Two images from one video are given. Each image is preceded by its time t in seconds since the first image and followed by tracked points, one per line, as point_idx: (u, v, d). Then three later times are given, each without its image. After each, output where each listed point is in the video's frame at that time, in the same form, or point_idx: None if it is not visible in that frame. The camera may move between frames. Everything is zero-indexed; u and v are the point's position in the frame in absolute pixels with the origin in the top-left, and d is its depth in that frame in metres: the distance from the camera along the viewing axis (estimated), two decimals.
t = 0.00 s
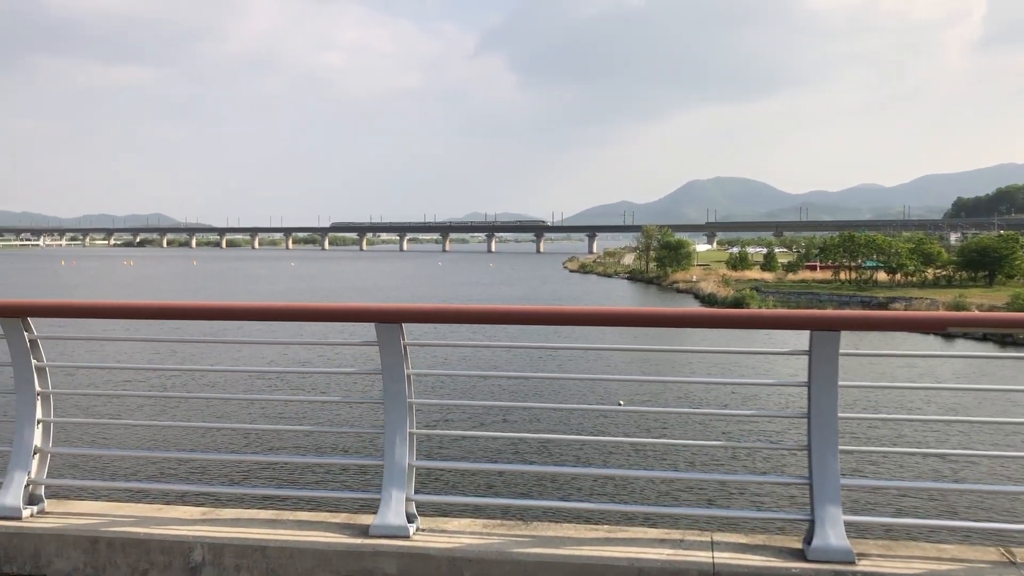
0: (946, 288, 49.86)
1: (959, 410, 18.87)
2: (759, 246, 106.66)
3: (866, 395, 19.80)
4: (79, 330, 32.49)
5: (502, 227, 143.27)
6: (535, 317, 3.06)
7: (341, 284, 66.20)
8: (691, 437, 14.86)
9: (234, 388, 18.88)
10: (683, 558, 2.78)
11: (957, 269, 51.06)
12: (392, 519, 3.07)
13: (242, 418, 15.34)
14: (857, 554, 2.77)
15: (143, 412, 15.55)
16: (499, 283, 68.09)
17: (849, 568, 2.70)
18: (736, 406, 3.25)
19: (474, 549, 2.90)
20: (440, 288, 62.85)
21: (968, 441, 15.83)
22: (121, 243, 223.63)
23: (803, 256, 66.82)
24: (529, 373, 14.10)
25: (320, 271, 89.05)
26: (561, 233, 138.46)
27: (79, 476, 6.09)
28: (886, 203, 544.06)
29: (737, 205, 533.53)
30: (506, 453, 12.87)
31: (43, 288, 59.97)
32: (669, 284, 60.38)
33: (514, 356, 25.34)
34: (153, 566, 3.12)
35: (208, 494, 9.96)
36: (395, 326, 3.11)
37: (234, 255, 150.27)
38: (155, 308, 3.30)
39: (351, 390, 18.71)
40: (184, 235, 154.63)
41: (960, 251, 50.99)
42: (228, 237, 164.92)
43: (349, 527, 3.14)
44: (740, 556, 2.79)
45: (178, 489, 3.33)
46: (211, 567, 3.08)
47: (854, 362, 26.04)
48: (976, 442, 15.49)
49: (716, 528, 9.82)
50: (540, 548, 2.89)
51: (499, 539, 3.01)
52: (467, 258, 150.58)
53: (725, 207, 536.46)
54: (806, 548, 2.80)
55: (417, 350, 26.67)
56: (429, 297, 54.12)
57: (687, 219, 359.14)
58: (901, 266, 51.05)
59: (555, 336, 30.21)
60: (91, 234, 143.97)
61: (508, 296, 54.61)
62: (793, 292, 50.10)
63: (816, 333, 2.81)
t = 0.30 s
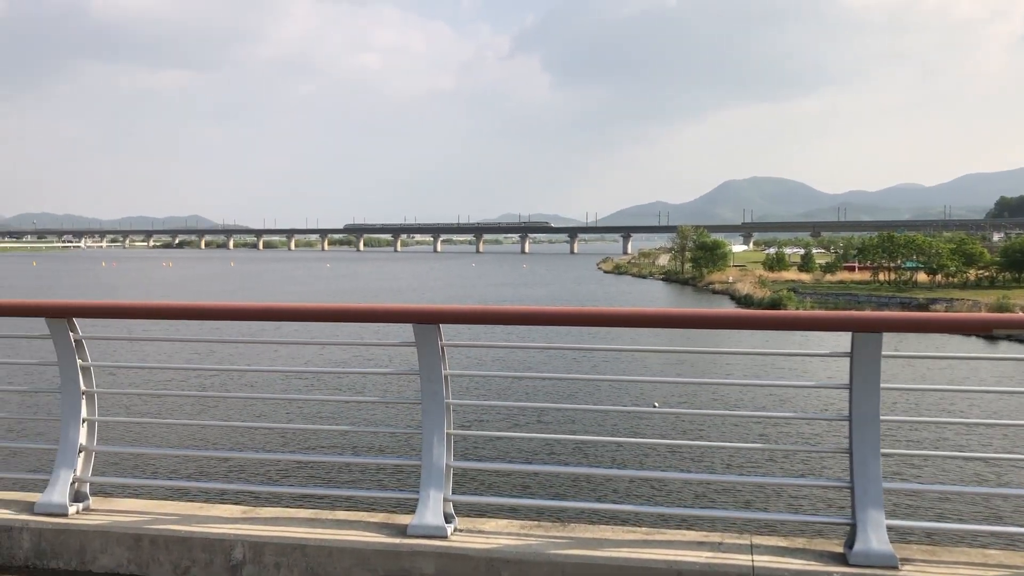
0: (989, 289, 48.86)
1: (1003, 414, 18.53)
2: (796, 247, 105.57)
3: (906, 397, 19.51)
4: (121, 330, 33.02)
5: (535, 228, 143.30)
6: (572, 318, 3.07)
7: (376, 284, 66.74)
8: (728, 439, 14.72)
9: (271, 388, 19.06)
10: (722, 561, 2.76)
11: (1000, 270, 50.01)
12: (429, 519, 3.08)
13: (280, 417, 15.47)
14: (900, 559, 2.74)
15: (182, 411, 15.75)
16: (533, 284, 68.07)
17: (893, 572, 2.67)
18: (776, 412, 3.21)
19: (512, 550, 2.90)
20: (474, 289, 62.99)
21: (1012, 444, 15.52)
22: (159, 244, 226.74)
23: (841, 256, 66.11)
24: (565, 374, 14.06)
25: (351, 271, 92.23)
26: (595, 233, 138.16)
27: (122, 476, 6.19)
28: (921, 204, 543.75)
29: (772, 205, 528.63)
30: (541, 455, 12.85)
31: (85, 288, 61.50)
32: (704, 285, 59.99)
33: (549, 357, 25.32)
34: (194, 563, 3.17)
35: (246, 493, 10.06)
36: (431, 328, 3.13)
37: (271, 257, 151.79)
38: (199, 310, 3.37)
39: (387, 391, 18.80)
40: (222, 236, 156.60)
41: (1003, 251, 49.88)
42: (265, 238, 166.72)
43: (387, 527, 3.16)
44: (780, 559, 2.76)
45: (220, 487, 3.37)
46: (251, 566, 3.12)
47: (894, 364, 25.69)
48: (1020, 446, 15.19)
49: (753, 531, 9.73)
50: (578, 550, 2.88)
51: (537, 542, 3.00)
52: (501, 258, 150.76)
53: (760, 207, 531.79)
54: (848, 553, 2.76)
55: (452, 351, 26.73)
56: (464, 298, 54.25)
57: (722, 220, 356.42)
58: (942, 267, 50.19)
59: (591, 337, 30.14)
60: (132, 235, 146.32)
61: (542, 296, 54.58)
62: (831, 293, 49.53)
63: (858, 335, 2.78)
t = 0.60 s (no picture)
0: None
1: None
2: (829, 248, 104.55)
3: (943, 399, 19.25)
4: (156, 330, 33.43)
5: (565, 230, 143.23)
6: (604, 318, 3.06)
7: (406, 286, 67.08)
8: (761, 441, 14.60)
9: (304, 389, 19.21)
10: (757, 564, 2.74)
11: None
12: (462, 520, 3.09)
13: (312, 418, 15.58)
14: (940, 565, 2.71)
15: (216, 411, 15.91)
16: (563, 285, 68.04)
17: None
18: (810, 414, 3.19)
19: (545, 551, 2.90)
20: (504, 289, 63.12)
21: None
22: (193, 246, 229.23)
23: (875, 257, 65.41)
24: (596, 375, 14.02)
25: (380, 271, 96.56)
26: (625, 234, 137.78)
27: (159, 475, 6.26)
28: (953, 204, 541.36)
29: (805, 205, 523.72)
30: (572, 455, 12.82)
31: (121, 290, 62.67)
32: (737, 286, 59.61)
33: (580, 358, 25.28)
34: (229, 562, 3.20)
35: (279, 492, 10.14)
36: (463, 329, 3.14)
37: (302, 259, 152.92)
38: (235, 311, 3.41)
39: (418, 392, 18.87)
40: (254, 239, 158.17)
41: None
42: (296, 240, 168.08)
43: (421, 528, 3.16)
44: (815, 562, 2.75)
45: (254, 487, 3.40)
46: (286, 565, 3.15)
47: (930, 366, 25.38)
48: None
49: (788, 534, 9.63)
50: (610, 552, 2.87)
51: (570, 544, 2.99)
52: (531, 260, 150.85)
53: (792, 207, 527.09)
54: (884, 557, 2.74)
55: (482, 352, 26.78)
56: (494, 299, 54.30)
57: (753, 220, 353.09)
58: (980, 268, 49.29)
59: (622, 338, 30.07)
60: (166, 238, 148.29)
61: (572, 297, 54.55)
62: (866, 294, 49.04)
63: (893, 335, 2.74)
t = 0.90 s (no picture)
0: None
1: None
2: (858, 249, 103.47)
3: (975, 402, 18.98)
4: (187, 331, 33.75)
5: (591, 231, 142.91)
6: (633, 320, 3.05)
7: (433, 287, 67.30)
8: (790, 443, 14.49)
9: (331, 390, 19.31)
10: (788, 567, 2.72)
11: None
12: (490, 521, 3.09)
13: (340, 418, 15.67)
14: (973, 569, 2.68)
15: (245, 411, 16.04)
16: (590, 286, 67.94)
17: None
18: (839, 416, 3.15)
19: (573, 553, 2.90)
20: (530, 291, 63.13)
21: None
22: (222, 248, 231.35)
23: (906, 257, 64.69)
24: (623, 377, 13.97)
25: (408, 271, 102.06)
26: (651, 235, 137.26)
27: (191, 474, 6.33)
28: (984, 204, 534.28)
29: (833, 205, 518.99)
30: (598, 457, 12.78)
31: (152, 292, 63.57)
32: (764, 288, 59.18)
33: (607, 360, 25.23)
34: (260, 561, 3.23)
35: (307, 491, 10.21)
36: (491, 330, 3.14)
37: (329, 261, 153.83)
38: (265, 312, 3.44)
39: (444, 393, 18.90)
40: (283, 241, 159.41)
41: None
42: (323, 242, 169.11)
43: (448, 528, 3.18)
44: (846, 566, 2.72)
45: (284, 488, 3.43)
46: (315, 564, 3.17)
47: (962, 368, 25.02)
48: None
49: (818, 537, 9.54)
50: (638, 554, 2.87)
51: (598, 545, 2.99)
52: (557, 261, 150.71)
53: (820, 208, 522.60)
54: (917, 562, 2.71)
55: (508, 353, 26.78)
56: (520, 301, 54.33)
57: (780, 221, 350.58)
58: (1013, 268, 48.61)
59: (649, 340, 29.95)
60: (195, 240, 149.81)
61: (599, 299, 54.44)
62: (896, 295, 48.47)
63: (924, 338, 2.71)
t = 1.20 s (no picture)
0: None
1: None
2: (887, 250, 102.33)
3: (1007, 405, 18.70)
4: (216, 332, 34.04)
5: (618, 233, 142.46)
6: (662, 323, 3.06)
7: (460, 288, 67.53)
8: (819, 446, 14.37)
9: (359, 390, 19.41)
10: (817, 571, 2.71)
11: None
12: (518, 523, 3.09)
13: (368, 419, 15.73)
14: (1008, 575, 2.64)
15: (274, 412, 16.15)
16: (616, 288, 67.73)
17: None
18: (867, 425, 3.13)
19: (603, 555, 2.90)
20: (555, 292, 63.06)
21: None
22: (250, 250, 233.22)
23: (936, 259, 63.90)
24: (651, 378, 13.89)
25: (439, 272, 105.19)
26: (678, 236, 136.62)
27: (221, 475, 6.38)
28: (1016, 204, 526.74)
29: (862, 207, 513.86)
30: (625, 459, 12.72)
31: (182, 293, 64.24)
32: (793, 289, 58.71)
33: (634, 362, 25.12)
34: (289, 561, 3.26)
35: (335, 491, 10.25)
36: (519, 332, 3.15)
37: (356, 263, 154.55)
38: (300, 312, 3.48)
39: (471, 394, 18.91)
40: (310, 243, 160.36)
41: None
42: (350, 244, 170.04)
43: (476, 530, 3.18)
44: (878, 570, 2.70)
45: (315, 487, 3.44)
46: (345, 564, 3.19)
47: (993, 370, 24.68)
48: None
49: (848, 541, 9.44)
50: (667, 557, 2.87)
51: (628, 548, 2.99)
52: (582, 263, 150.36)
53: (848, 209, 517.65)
54: (951, 567, 2.69)
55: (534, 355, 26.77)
56: (546, 302, 54.30)
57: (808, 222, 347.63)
58: None
59: (676, 342, 29.81)
60: (224, 241, 151.23)
61: (625, 300, 54.26)
62: (927, 297, 47.91)
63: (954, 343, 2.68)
